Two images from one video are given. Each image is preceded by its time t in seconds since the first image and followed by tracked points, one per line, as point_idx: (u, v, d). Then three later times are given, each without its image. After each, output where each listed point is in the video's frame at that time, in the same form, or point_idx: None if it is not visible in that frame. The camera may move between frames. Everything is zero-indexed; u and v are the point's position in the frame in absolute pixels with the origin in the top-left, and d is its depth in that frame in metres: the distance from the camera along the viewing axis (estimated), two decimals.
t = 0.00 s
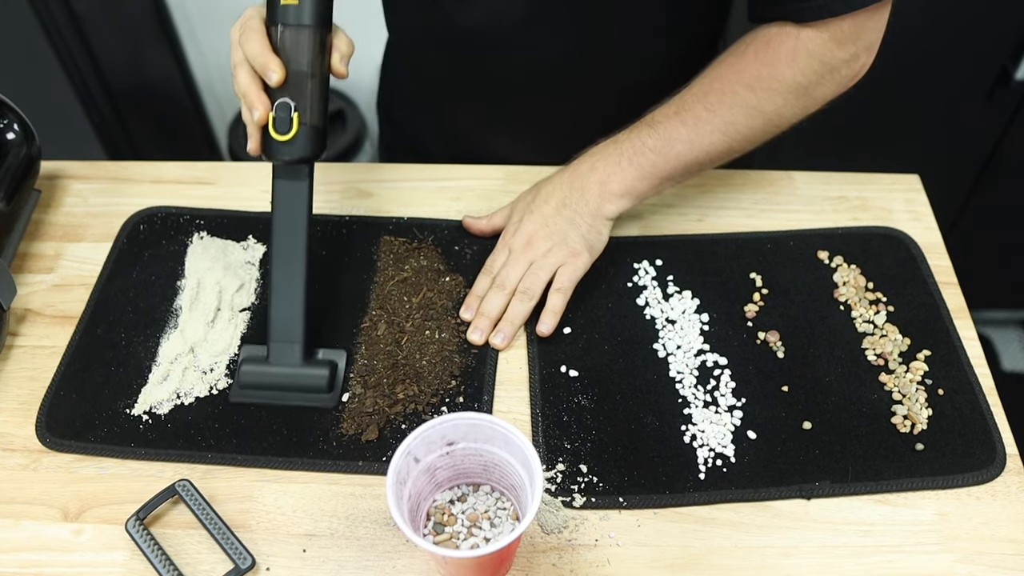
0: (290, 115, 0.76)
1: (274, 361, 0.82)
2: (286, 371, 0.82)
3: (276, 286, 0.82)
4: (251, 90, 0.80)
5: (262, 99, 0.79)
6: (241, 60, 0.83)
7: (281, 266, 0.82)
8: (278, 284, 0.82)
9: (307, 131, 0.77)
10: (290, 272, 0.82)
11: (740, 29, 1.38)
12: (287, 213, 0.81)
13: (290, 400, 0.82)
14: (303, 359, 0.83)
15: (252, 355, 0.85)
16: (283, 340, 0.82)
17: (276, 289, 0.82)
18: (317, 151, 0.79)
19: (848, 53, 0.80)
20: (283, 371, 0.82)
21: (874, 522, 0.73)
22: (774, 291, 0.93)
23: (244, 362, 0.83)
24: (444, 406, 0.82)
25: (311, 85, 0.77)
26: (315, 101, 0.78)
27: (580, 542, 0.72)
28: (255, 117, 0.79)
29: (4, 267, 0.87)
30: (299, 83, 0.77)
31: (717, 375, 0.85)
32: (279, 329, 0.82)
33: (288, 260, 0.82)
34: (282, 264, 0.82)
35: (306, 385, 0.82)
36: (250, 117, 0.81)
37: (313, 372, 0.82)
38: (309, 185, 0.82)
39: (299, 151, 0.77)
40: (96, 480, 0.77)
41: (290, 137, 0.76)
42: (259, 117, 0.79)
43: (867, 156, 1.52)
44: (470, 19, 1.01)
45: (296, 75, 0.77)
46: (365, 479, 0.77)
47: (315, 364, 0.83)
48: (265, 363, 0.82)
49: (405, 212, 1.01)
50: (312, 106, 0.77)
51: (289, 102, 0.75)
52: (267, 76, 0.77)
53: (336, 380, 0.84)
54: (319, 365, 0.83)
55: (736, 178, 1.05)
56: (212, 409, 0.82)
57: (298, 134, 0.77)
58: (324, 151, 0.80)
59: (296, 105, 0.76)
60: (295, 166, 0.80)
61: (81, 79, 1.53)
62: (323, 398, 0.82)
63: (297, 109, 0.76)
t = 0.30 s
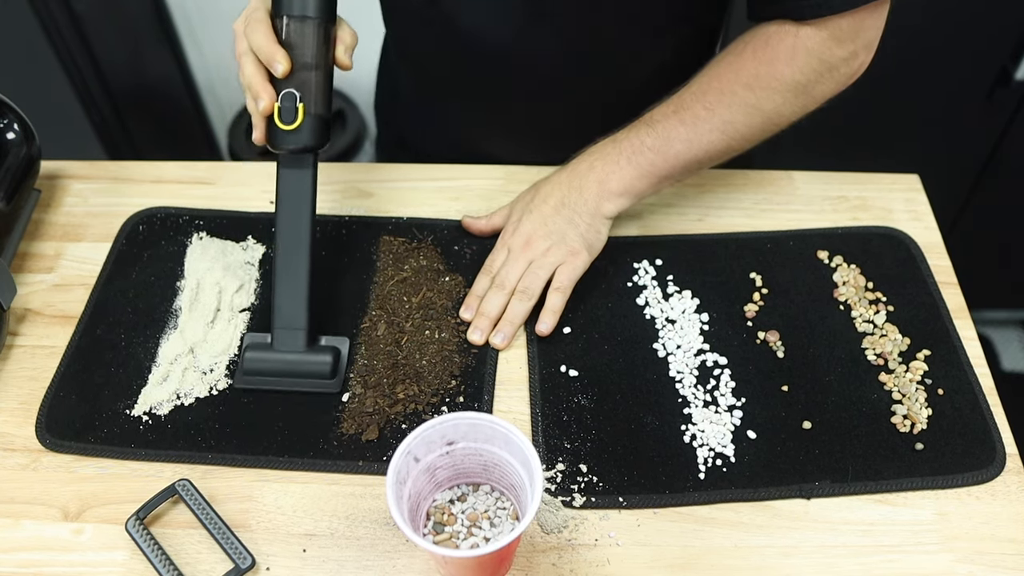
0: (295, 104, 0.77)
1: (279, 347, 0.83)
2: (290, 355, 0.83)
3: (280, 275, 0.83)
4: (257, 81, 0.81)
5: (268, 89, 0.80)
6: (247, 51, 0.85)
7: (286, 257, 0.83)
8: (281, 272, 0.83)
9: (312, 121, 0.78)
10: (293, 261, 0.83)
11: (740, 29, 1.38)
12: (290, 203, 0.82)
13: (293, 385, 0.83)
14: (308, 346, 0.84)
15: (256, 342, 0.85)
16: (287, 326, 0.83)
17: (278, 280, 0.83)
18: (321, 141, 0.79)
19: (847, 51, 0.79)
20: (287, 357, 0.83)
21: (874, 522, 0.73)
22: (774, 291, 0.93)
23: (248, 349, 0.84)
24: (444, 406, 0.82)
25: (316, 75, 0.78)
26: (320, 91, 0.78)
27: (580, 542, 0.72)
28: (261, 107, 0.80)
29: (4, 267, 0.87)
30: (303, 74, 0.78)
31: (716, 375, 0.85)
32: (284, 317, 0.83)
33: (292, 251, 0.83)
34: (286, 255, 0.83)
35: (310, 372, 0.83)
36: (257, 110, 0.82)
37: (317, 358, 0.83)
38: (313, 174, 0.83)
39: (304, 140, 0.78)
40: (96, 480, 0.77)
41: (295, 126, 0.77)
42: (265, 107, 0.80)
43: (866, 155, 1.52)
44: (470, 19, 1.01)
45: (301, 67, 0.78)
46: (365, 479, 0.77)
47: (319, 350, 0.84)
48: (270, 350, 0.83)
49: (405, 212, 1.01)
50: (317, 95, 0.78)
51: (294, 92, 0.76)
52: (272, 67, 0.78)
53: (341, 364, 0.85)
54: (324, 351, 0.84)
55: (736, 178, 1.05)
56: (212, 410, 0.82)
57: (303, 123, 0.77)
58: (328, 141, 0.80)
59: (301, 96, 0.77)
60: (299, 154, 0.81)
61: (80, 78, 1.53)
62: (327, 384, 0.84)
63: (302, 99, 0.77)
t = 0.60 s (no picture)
0: (291, 112, 0.77)
1: (275, 355, 0.83)
2: (285, 362, 0.82)
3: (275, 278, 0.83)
4: (251, 87, 0.81)
5: (263, 95, 0.80)
6: (241, 59, 0.84)
7: (282, 266, 0.83)
8: (278, 283, 0.83)
9: (308, 128, 0.77)
10: (291, 272, 0.82)
11: (740, 29, 1.38)
12: (288, 209, 0.82)
13: (289, 391, 0.83)
14: (303, 351, 0.83)
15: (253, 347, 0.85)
16: (284, 333, 0.83)
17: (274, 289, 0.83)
18: (319, 147, 0.79)
19: (848, 49, 0.80)
20: (282, 364, 0.82)
21: (874, 522, 0.73)
22: (774, 290, 0.93)
23: (244, 355, 0.83)
24: (443, 405, 0.82)
25: (313, 84, 0.78)
26: (317, 98, 0.78)
27: (579, 542, 0.72)
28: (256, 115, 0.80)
29: (4, 267, 0.87)
30: (300, 82, 0.77)
31: (716, 375, 0.85)
32: (281, 323, 0.83)
33: (291, 262, 0.82)
34: (284, 264, 0.82)
35: (306, 377, 0.83)
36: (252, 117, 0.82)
37: (312, 365, 0.82)
38: (310, 181, 0.82)
39: (300, 147, 0.77)
40: (96, 480, 0.77)
41: (292, 134, 0.77)
42: (259, 114, 0.79)
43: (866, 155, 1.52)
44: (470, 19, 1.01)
45: (298, 74, 0.77)
46: (365, 479, 0.77)
47: (315, 356, 0.83)
48: (265, 355, 0.83)
49: (405, 212, 1.01)
50: (314, 103, 0.78)
51: (290, 100, 0.76)
52: (268, 74, 0.78)
53: (337, 371, 0.84)
54: (320, 357, 0.83)
55: (736, 178, 1.05)
56: (212, 405, 0.82)
57: (300, 130, 0.77)
58: (325, 148, 0.80)
59: (297, 102, 0.77)
60: (296, 162, 0.81)
61: (80, 78, 1.53)
62: (323, 390, 0.83)
63: (298, 107, 0.77)
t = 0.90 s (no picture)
0: (296, 125, 0.76)
1: (275, 367, 0.82)
2: (283, 377, 0.81)
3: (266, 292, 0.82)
4: (257, 99, 0.82)
5: (269, 107, 0.81)
6: (247, 71, 0.85)
7: (284, 275, 0.81)
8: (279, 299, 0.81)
9: (313, 142, 0.77)
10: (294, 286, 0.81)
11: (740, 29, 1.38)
12: (290, 222, 0.81)
13: (287, 404, 0.82)
14: (302, 367, 0.82)
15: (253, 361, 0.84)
16: (284, 346, 0.82)
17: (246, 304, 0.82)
18: (322, 160, 0.79)
19: (845, 47, 0.80)
20: (280, 379, 0.81)
21: (874, 522, 0.73)
22: (773, 291, 0.93)
23: (242, 368, 0.83)
24: (444, 406, 0.82)
25: (318, 96, 0.78)
26: (321, 111, 0.78)
27: (579, 542, 0.72)
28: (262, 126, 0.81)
29: (4, 267, 0.87)
30: (306, 94, 0.77)
31: (716, 375, 0.85)
32: (280, 336, 0.82)
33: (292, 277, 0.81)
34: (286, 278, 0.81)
35: (306, 393, 0.82)
36: (258, 129, 0.83)
37: (311, 379, 0.81)
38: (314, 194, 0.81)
39: (306, 160, 0.77)
40: (96, 480, 0.77)
41: (297, 147, 0.77)
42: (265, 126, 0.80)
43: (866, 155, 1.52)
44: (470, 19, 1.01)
45: (303, 87, 0.77)
46: (365, 479, 0.77)
47: (315, 371, 0.82)
48: (265, 370, 0.82)
49: (405, 212, 1.01)
50: (318, 116, 0.77)
51: (295, 113, 0.76)
52: (273, 87, 0.78)
53: (336, 385, 0.84)
54: (320, 372, 0.82)
55: (736, 178, 1.05)
56: (213, 409, 0.82)
57: (304, 144, 0.77)
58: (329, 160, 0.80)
59: (302, 115, 0.77)
60: (299, 175, 0.80)
61: (80, 78, 1.54)
62: (322, 404, 0.82)
63: (303, 120, 0.77)
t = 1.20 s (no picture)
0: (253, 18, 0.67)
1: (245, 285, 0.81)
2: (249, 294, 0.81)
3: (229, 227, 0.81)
4: None
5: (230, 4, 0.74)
6: None
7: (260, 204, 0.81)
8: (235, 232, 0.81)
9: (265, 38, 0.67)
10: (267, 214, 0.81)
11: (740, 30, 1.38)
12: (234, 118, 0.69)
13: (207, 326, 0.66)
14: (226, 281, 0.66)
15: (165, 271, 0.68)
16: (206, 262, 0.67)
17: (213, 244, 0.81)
18: (275, 66, 0.69)
19: (845, 50, 0.80)
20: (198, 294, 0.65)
21: (874, 522, 0.74)
22: (774, 291, 0.93)
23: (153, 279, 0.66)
24: (444, 406, 0.82)
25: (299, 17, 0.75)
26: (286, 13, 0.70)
27: (579, 543, 0.72)
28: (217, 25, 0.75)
29: (4, 267, 0.87)
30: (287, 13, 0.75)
31: (716, 375, 0.85)
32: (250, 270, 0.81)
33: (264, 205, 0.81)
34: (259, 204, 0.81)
35: (220, 308, 0.66)
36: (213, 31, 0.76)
37: (233, 297, 0.66)
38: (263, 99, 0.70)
39: (254, 58, 0.67)
40: (96, 481, 0.77)
41: (250, 41, 0.67)
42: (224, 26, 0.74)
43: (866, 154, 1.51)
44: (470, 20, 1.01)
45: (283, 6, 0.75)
46: (366, 479, 0.77)
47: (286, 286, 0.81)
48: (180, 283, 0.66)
49: (405, 212, 1.01)
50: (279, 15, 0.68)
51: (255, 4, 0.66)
52: None
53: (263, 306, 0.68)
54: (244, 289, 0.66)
55: (736, 178, 1.05)
56: (213, 410, 0.82)
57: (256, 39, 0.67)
58: (284, 69, 0.70)
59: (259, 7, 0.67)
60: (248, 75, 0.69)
61: (80, 78, 1.54)
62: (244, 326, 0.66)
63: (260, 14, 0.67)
